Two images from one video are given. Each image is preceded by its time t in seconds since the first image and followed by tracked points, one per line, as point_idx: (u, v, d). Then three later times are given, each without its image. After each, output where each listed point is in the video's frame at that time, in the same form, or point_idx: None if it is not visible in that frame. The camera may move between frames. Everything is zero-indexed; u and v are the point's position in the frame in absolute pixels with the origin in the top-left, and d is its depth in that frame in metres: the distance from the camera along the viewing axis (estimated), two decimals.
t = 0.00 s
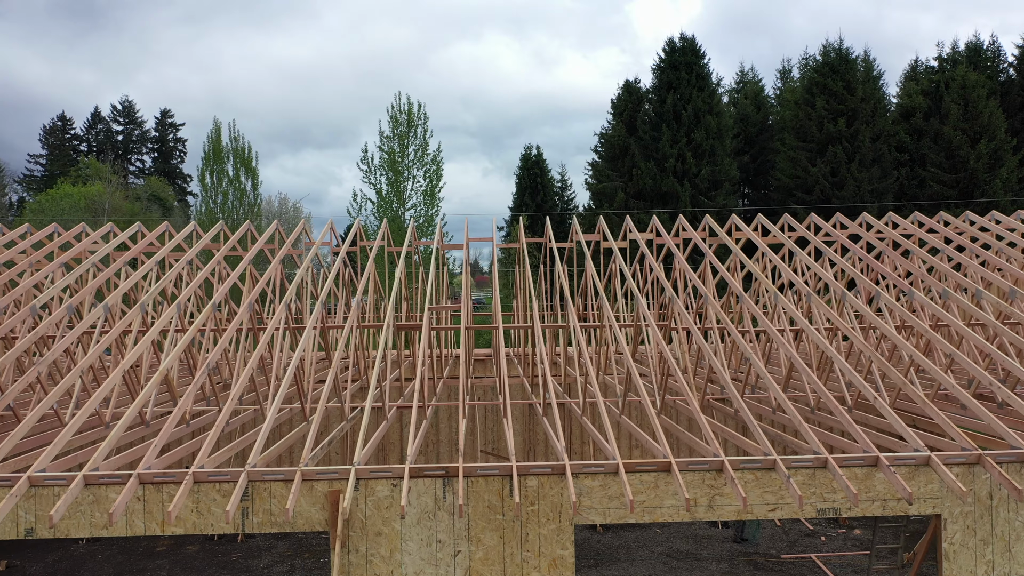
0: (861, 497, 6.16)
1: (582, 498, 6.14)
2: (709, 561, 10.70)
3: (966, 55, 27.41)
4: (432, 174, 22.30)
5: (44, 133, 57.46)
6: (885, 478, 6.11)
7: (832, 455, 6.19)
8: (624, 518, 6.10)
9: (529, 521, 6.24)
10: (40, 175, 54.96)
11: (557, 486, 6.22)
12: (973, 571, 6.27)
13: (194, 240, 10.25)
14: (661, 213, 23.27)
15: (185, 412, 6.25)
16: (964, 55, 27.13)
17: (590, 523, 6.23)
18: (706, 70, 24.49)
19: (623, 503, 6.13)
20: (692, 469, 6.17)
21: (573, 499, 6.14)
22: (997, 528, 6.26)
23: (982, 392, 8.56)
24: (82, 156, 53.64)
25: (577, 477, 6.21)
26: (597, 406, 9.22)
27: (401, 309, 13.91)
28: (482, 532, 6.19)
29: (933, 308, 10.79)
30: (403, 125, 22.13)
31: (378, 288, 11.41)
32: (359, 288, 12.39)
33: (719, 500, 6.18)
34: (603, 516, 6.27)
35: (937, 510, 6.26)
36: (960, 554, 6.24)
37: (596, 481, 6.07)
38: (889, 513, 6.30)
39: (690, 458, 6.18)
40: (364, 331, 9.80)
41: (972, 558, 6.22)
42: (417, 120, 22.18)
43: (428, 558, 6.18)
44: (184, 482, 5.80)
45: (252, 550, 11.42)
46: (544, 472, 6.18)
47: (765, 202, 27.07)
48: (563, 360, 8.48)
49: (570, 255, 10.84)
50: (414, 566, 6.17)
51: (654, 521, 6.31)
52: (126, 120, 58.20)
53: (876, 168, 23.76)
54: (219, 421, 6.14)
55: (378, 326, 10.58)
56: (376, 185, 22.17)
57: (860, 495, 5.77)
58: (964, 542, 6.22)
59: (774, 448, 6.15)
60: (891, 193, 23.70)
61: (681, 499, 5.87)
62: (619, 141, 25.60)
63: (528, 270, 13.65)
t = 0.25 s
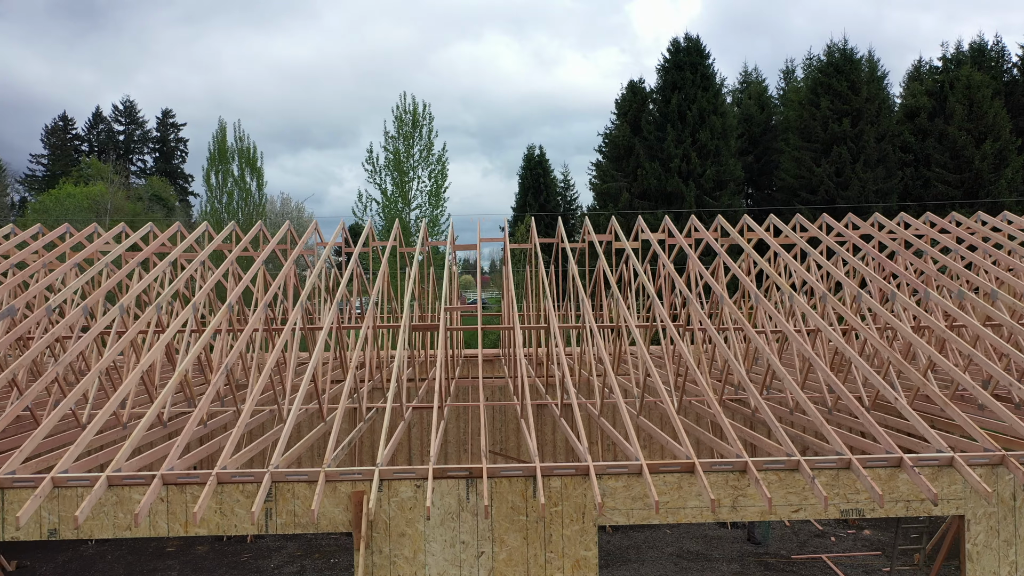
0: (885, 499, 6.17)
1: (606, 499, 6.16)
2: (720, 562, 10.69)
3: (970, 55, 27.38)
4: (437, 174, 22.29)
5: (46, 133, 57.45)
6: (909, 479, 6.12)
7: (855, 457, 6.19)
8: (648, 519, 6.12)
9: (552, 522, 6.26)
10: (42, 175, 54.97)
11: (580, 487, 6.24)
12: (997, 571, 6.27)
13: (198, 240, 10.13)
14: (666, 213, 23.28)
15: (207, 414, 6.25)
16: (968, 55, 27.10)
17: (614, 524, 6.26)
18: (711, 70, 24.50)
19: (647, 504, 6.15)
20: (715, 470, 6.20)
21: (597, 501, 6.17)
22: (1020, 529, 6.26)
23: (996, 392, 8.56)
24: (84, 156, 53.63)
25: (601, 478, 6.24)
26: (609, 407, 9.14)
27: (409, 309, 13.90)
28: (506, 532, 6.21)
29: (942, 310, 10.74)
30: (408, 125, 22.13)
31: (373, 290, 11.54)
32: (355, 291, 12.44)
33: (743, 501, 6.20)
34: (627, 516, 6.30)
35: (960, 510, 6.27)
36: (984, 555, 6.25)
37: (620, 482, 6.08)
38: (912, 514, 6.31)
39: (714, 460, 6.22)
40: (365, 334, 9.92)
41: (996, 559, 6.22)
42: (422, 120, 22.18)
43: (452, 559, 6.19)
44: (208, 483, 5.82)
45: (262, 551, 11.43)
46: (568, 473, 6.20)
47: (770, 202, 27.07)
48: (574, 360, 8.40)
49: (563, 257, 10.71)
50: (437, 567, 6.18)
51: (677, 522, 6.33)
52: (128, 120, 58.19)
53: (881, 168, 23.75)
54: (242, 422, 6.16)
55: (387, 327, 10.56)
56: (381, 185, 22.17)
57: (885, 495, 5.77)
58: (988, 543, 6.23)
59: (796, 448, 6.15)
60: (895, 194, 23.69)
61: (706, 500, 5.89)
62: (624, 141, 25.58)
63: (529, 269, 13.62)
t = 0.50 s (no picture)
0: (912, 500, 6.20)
1: (634, 499, 6.20)
2: (732, 562, 10.70)
3: (975, 55, 27.35)
4: (443, 174, 22.29)
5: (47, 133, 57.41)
6: (936, 480, 6.16)
7: (882, 458, 6.23)
8: (676, 520, 6.16)
9: (579, 523, 6.30)
10: (43, 175, 54.92)
11: (607, 488, 6.28)
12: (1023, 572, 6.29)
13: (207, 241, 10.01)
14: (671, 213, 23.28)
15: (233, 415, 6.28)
16: (972, 56, 27.08)
17: (641, 525, 6.30)
18: (716, 70, 24.50)
19: (675, 505, 6.19)
20: (742, 471, 6.24)
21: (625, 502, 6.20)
22: None
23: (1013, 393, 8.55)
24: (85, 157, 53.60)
25: (628, 479, 6.27)
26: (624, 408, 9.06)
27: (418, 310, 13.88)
28: (533, 533, 6.26)
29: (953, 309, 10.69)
30: (414, 126, 22.13)
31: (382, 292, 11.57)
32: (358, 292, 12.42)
33: (770, 501, 6.24)
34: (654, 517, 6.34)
35: (987, 511, 6.30)
36: (1010, 556, 6.28)
37: (648, 483, 6.12)
38: (939, 515, 6.35)
39: (741, 462, 6.27)
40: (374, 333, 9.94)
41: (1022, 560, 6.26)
42: (427, 121, 22.18)
43: (479, 559, 6.24)
44: (237, 485, 5.87)
45: (273, 551, 11.42)
46: (595, 473, 6.24)
47: (774, 203, 27.07)
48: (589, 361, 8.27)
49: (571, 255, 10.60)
50: (464, 567, 6.22)
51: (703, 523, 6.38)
52: (129, 121, 58.15)
53: (886, 169, 23.76)
54: (270, 424, 6.21)
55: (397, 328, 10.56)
56: (386, 185, 22.16)
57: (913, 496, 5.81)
58: (1014, 544, 6.26)
59: (822, 449, 6.18)
60: (901, 194, 23.69)
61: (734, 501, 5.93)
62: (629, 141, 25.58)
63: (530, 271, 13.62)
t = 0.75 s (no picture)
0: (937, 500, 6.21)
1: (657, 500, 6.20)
2: (743, 563, 10.69)
3: (980, 55, 27.33)
4: (448, 174, 22.29)
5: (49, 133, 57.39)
6: (960, 480, 6.18)
7: (905, 458, 6.25)
8: (701, 520, 6.18)
9: (603, 524, 6.32)
10: (45, 175, 54.91)
11: (631, 489, 6.29)
12: None
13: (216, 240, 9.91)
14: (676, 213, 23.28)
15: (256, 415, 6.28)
16: (977, 56, 27.05)
17: (664, 525, 6.33)
18: (721, 70, 24.50)
19: (699, 505, 6.21)
20: (766, 472, 6.26)
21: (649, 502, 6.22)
22: None
23: None
24: (87, 157, 53.57)
25: (652, 480, 6.28)
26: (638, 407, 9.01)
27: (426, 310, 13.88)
28: (557, 534, 6.27)
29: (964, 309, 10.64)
30: (419, 126, 22.13)
31: (390, 291, 11.56)
32: (366, 292, 12.43)
33: (793, 501, 6.26)
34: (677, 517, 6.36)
35: (1010, 511, 6.33)
36: None
37: (673, 484, 6.13)
38: (962, 515, 6.37)
39: (765, 463, 6.28)
40: (385, 332, 9.92)
41: None
42: (432, 121, 22.17)
43: (503, 560, 6.26)
44: (261, 485, 5.89)
45: (283, 551, 11.42)
46: (619, 474, 6.24)
47: (779, 203, 27.06)
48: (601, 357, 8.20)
49: (579, 254, 10.50)
50: (488, 568, 6.24)
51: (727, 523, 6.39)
52: (131, 120, 58.13)
53: (891, 169, 23.75)
54: (294, 424, 6.22)
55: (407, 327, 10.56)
56: (391, 185, 22.16)
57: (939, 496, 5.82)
58: None
59: (846, 449, 6.18)
60: (906, 194, 23.68)
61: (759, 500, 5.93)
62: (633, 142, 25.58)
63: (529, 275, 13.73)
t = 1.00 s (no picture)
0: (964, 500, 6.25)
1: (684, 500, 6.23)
2: (755, 563, 10.69)
3: (985, 55, 27.35)
4: (454, 174, 22.30)
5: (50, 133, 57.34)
6: (987, 480, 6.21)
7: (932, 458, 6.27)
8: (728, 520, 6.21)
9: (630, 524, 6.35)
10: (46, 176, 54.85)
11: (658, 489, 6.31)
12: None
13: (228, 240, 9.87)
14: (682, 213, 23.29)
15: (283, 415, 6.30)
16: (981, 56, 27.06)
17: (691, 525, 6.36)
18: (726, 70, 24.52)
19: (726, 505, 6.23)
20: (793, 472, 6.28)
21: (676, 502, 6.24)
22: None
23: None
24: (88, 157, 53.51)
25: (678, 480, 6.31)
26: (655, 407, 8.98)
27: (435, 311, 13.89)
28: (584, 534, 6.29)
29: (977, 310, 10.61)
30: (425, 126, 22.14)
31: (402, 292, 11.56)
32: (377, 292, 12.45)
33: (820, 501, 6.28)
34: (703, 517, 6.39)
35: None
36: None
37: (700, 484, 6.16)
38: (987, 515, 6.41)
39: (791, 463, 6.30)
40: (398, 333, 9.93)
41: None
42: (438, 121, 22.19)
43: (530, 560, 6.29)
44: (290, 485, 5.92)
45: (294, 551, 11.41)
46: (646, 474, 6.26)
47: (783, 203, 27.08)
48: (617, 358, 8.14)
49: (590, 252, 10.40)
50: (515, 568, 6.27)
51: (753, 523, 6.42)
52: (133, 120, 58.10)
53: (896, 169, 23.76)
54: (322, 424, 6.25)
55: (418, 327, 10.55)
56: (397, 185, 22.17)
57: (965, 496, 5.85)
58: None
59: (872, 449, 6.19)
60: (911, 194, 23.69)
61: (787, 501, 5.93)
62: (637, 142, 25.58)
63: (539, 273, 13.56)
